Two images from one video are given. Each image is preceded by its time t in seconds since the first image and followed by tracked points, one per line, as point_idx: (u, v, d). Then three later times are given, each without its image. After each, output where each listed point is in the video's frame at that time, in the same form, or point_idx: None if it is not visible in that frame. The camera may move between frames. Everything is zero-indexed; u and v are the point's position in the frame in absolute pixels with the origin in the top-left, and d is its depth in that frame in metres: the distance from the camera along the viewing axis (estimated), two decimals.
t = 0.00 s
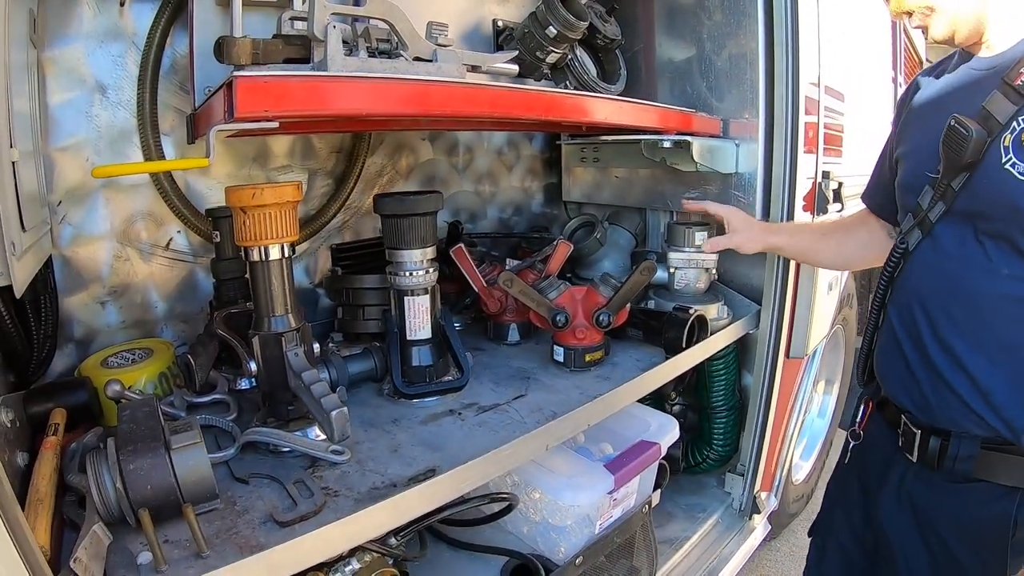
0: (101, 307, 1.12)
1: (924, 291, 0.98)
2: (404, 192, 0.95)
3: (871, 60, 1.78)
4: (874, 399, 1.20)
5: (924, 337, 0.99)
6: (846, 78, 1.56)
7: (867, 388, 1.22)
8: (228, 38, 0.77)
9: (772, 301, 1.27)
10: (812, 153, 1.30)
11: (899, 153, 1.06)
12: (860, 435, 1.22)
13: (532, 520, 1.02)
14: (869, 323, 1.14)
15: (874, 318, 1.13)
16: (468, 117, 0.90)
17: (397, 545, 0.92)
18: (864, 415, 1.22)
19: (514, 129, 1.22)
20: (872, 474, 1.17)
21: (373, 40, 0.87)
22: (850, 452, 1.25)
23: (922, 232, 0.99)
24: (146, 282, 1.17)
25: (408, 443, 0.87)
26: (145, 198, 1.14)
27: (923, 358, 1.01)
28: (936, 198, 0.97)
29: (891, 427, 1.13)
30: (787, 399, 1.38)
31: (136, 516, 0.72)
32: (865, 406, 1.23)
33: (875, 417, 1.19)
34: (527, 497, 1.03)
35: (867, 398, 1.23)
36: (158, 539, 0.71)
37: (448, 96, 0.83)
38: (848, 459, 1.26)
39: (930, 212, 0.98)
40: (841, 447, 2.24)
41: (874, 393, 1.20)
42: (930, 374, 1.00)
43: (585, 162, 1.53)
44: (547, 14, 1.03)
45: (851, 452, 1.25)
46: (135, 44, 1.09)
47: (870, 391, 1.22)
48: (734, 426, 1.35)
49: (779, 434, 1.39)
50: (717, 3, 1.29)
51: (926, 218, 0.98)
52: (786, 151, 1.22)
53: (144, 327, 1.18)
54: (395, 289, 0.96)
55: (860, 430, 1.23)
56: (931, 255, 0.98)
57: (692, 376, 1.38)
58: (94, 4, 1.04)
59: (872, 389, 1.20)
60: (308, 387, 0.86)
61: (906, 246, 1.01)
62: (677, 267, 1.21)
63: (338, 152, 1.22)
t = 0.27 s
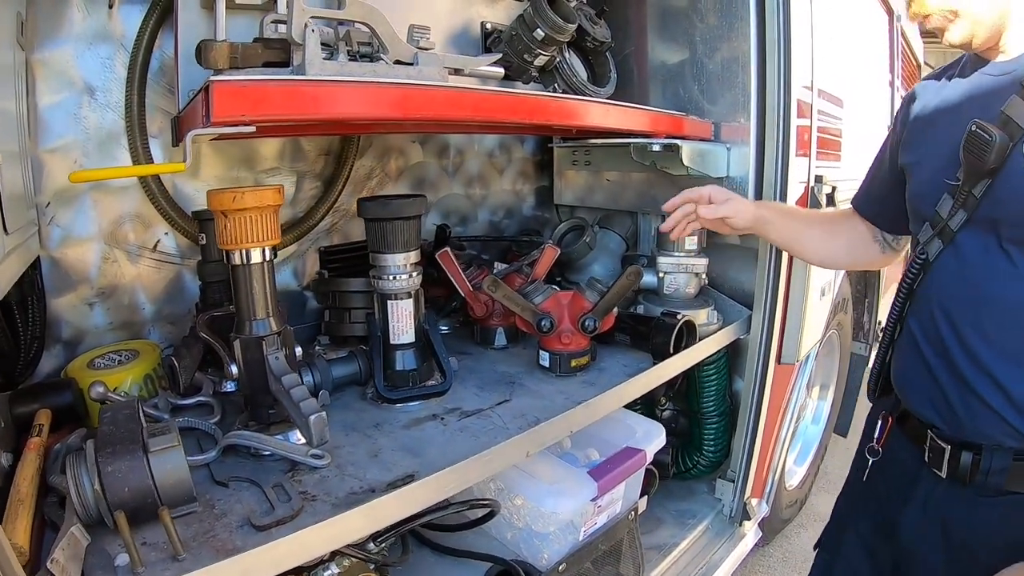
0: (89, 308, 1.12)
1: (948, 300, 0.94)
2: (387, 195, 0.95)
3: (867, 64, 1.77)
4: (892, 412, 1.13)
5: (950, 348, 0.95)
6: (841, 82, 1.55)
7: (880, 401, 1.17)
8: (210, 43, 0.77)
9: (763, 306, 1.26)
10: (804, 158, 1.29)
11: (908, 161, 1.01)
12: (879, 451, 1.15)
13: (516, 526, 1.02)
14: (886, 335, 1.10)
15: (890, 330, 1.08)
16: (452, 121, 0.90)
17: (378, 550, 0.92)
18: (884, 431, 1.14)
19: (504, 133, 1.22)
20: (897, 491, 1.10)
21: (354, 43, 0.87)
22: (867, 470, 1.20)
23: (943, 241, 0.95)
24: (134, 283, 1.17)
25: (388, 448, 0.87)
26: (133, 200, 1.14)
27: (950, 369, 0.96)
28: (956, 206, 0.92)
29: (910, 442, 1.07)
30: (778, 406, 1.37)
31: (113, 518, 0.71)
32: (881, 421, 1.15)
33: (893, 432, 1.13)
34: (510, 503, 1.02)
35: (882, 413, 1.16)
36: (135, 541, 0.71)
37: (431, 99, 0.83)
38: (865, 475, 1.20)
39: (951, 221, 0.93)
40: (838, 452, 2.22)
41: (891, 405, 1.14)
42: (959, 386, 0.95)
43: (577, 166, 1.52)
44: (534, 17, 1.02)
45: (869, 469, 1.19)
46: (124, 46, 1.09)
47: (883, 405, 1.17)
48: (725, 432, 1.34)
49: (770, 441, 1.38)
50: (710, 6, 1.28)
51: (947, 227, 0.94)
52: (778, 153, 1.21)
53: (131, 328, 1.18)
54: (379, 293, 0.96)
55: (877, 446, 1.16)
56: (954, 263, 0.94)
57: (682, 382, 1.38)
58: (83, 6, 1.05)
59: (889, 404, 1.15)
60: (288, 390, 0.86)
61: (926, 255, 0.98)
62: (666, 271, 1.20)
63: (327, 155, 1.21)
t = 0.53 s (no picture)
0: (77, 308, 1.12)
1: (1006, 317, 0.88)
2: (370, 195, 0.95)
3: (859, 64, 1.76)
4: (929, 432, 1.08)
5: (1005, 368, 0.89)
6: (833, 83, 1.54)
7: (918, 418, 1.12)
8: (191, 43, 0.77)
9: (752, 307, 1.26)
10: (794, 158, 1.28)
11: (965, 164, 0.95)
12: (912, 472, 1.10)
13: (501, 527, 1.01)
14: (930, 349, 1.04)
15: (932, 347, 1.03)
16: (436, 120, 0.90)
17: (362, 549, 0.92)
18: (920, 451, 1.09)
19: (492, 132, 1.22)
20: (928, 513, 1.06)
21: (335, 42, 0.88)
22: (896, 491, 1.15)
23: (1003, 252, 0.87)
24: (122, 283, 1.17)
25: (370, 448, 0.87)
26: (121, 200, 1.14)
27: (1001, 389, 0.90)
28: (1020, 215, 0.85)
29: (948, 465, 1.02)
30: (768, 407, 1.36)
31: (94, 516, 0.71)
32: (916, 439, 1.10)
33: (930, 452, 1.07)
34: (495, 504, 1.02)
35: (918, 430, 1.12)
36: (115, 539, 0.70)
37: (413, 99, 0.82)
38: (894, 496, 1.15)
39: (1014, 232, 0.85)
40: (833, 453, 2.22)
41: (930, 425, 1.09)
42: (1011, 408, 0.89)
43: (567, 165, 1.52)
44: (520, 16, 1.02)
45: (900, 490, 1.13)
46: (112, 46, 1.09)
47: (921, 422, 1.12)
48: (714, 432, 1.34)
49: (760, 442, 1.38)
50: (700, 6, 1.27)
51: (1007, 237, 0.86)
52: (767, 153, 1.21)
53: (120, 328, 1.18)
54: (362, 292, 0.96)
55: (910, 467, 1.10)
56: (1014, 277, 0.87)
57: (671, 382, 1.38)
58: (71, 6, 1.05)
59: (927, 422, 1.10)
60: (269, 389, 0.86)
61: (983, 267, 0.90)
62: (654, 272, 1.20)
63: (315, 154, 1.21)
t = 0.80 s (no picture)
0: (65, 302, 1.12)
1: None
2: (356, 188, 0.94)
3: (853, 62, 1.76)
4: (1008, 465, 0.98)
5: None
6: (826, 80, 1.54)
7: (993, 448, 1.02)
8: (176, 36, 0.77)
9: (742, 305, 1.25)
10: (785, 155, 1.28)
11: None
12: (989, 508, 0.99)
13: (487, 523, 1.01)
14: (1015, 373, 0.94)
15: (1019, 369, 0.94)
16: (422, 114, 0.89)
17: (347, 543, 0.92)
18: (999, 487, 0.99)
19: (482, 128, 1.22)
20: (1003, 554, 0.98)
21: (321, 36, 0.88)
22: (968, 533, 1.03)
23: None
24: (110, 277, 1.17)
25: (354, 441, 0.86)
26: (111, 194, 1.14)
27: None
28: None
29: None
30: (759, 405, 1.36)
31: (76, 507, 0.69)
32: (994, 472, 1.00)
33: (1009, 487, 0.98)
34: (480, 499, 1.01)
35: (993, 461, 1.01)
36: (96, 530, 0.68)
37: (398, 91, 0.82)
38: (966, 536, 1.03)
39: None
40: (828, 452, 2.21)
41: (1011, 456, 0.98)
42: None
43: (558, 162, 1.52)
44: (508, 11, 1.02)
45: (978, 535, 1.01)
46: (102, 40, 1.09)
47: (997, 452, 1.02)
48: (705, 430, 1.34)
49: (751, 440, 1.37)
50: (692, 2, 1.27)
51: None
52: (758, 150, 1.20)
53: (108, 322, 1.18)
54: (348, 286, 0.96)
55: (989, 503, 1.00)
56: None
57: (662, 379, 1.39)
58: None
59: (1005, 453, 0.99)
60: (252, 381, 0.86)
61: None
62: (643, 268, 1.20)
63: (304, 149, 1.21)
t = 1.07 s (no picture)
0: (61, 299, 1.14)
1: None
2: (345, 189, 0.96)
3: (847, 66, 1.77)
4: None
5: None
6: (818, 84, 1.54)
7: None
8: (168, 40, 0.78)
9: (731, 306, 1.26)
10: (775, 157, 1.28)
11: None
12: None
13: (473, 520, 1.02)
14: None
15: None
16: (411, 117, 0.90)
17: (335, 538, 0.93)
18: None
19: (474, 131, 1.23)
20: None
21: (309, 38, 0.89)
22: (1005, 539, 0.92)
23: None
24: (106, 275, 1.18)
25: (341, 438, 0.87)
26: (106, 193, 1.16)
27: None
28: None
29: None
30: (749, 406, 1.36)
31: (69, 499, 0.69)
32: None
33: None
34: (467, 497, 1.02)
35: None
36: (87, 521, 0.69)
37: (387, 95, 0.83)
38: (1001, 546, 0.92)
39: None
40: (823, 455, 2.21)
41: None
42: None
43: (551, 164, 1.53)
44: (497, 14, 1.03)
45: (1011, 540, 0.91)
46: (98, 42, 1.11)
47: None
48: (693, 431, 1.35)
49: (741, 441, 1.38)
50: (684, 6, 1.28)
51: None
52: (747, 152, 1.21)
53: (103, 320, 1.19)
54: (337, 285, 0.97)
55: None
56: None
57: (653, 380, 1.40)
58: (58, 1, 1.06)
59: None
60: (242, 378, 0.87)
61: None
62: (632, 269, 1.21)
63: (297, 149, 1.23)
